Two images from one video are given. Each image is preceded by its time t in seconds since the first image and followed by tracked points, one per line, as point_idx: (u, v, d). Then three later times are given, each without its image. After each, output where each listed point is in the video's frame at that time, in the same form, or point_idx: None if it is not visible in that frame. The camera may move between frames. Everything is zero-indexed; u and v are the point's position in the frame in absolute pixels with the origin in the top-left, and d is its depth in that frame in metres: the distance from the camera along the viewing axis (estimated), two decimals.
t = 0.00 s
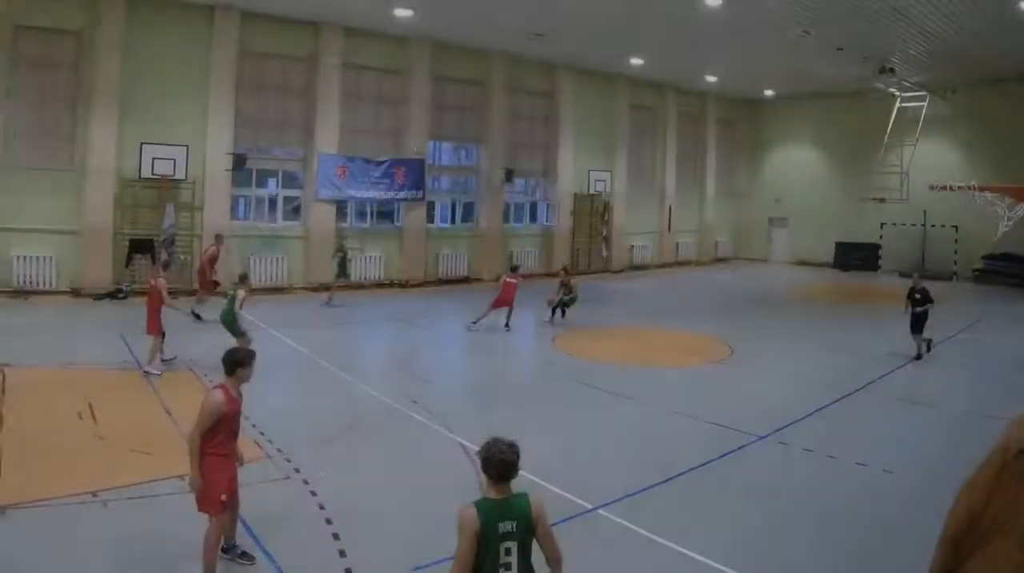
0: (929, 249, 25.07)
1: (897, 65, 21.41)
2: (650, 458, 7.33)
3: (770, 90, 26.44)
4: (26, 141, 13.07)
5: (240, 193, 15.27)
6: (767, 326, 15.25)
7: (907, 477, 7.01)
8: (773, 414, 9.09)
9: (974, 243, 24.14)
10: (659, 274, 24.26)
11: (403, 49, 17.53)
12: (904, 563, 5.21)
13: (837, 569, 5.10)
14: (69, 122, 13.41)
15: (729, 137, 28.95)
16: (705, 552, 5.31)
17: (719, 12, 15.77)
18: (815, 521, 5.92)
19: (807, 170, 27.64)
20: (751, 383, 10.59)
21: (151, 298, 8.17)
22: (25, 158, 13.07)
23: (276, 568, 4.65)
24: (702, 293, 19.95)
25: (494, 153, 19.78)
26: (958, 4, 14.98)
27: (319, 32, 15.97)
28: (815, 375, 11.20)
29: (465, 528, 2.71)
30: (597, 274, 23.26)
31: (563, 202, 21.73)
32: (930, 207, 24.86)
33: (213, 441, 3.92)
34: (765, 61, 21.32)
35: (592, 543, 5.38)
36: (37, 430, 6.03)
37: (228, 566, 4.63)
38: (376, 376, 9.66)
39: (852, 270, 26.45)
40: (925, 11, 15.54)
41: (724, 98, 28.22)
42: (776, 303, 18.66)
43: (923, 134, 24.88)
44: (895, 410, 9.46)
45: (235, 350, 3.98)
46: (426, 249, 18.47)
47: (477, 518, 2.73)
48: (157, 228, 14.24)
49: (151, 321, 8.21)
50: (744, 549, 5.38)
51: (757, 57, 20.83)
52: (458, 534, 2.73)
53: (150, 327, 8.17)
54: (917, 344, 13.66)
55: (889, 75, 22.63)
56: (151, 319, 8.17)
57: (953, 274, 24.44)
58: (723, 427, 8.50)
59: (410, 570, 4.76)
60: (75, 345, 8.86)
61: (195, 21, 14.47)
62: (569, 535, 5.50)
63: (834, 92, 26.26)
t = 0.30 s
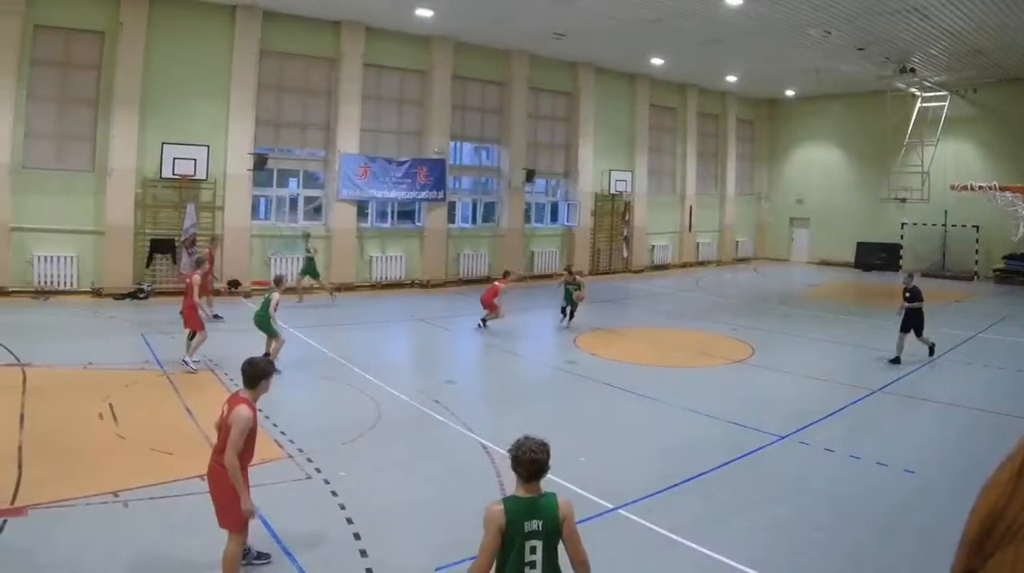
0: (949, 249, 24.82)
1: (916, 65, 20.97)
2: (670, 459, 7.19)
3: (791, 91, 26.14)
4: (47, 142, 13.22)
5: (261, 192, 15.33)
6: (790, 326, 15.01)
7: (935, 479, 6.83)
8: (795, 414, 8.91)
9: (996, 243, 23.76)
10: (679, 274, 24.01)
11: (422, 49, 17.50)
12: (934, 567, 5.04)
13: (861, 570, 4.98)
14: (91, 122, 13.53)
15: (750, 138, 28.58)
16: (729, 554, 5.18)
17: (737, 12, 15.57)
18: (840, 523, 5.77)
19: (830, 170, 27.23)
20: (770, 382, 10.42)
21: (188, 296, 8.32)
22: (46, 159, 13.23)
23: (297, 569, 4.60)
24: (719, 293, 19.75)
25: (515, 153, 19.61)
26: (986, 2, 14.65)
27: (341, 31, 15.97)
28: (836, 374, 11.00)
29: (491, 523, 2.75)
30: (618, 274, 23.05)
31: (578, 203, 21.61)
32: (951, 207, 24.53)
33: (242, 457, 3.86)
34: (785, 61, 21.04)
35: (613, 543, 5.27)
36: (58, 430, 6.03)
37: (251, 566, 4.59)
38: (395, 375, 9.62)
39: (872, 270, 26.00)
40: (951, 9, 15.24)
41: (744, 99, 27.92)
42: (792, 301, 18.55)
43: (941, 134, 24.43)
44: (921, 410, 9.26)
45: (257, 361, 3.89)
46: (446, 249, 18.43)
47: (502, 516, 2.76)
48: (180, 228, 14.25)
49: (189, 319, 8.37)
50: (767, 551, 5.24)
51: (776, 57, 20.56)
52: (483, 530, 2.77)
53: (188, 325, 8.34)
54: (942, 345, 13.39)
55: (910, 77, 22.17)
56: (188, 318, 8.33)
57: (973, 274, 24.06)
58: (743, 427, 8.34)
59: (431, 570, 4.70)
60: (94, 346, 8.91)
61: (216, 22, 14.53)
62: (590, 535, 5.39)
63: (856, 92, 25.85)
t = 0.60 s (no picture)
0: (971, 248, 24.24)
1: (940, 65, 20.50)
2: (690, 459, 7.05)
3: (813, 90, 25.79)
4: (69, 142, 13.31)
5: (283, 192, 15.40)
6: (815, 326, 14.75)
7: (965, 481, 6.64)
8: (816, 414, 8.73)
9: (1018, 243, 23.21)
10: (701, 274, 23.74)
11: (444, 49, 17.46)
12: (967, 570, 4.88)
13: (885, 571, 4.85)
14: (113, 122, 13.60)
15: (771, 138, 28.17)
16: (753, 555, 5.05)
17: (757, 13, 15.38)
18: (865, 524, 5.62)
19: (853, 169, 26.72)
20: (793, 382, 10.22)
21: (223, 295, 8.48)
22: (68, 159, 13.32)
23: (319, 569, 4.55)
24: (740, 293, 19.49)
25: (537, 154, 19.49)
26: None
27: (362, 31, 15.97)
28: (859, 374, 10.78)
29: (516, 520, 2.77)
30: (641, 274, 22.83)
31: (600, 204, 21.46)
32: (972, 207, 23.97)
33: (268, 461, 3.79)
34: (806, 62, 20.70)
35: (634, 543, 5.17)
36: (79, 429, 6.04)
37: (271, 567, 4.54)
38: (415, 375, 9.57)
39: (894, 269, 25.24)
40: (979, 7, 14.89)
41: (767, 98, 27.55)
42: (810, 301, 18.23)
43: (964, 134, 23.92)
44: (949, 410, 9.03)
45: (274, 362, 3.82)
46: (468, 248, 18.37)
47: (528, 513, 2.77)
48: (201, 227, 14.31)
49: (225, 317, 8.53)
50: (791, 552, 5.11)
51: (797, 57, 20.24)
52: (509, 526, 2.79)
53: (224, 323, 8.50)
54: (971, 345, 13.10)
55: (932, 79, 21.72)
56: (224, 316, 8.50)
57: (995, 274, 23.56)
58: (764, 427, 8.18)
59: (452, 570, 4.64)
60: (116, 345, 8.96)
61: (238, 23, 14.59)
62: (611, 535, 5.29)
63: (878, 91, 25.40)
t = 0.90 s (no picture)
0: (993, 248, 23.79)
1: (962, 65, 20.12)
2: (712, 458, 6.90)
3: (836, 90, 25.40)
4: (91, 142, 13.39)
5: (305, 192, 15.46)
6: (840, 325, 14.51)
7: (993, 481, 6.47)
8: (841, 413, 8.56)
9: None
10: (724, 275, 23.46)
11: (466, 48, 17.41)
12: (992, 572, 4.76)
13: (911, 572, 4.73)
14: (135, 121, 13.66)
15: (794, 138, 27.75)
16: (779, 557, 4.91)
17: (780, 13, 15.16)
18: (895, 526, 5.46)
19: (878, 168, 26.22)
20: (818, 382, 10.01)
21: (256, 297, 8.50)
22: (90, 159, 13.40)
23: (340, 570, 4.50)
24: (763, 293, 19.23)
25: (560, 154, 19.39)
26: None
27: (384, 32, 15.97)
28: (885, 373, 10.54)
29: (543, 522, 2.69)
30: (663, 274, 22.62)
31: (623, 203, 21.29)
32: (995, 208, 23.56)
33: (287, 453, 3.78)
34: (829, 62, 20.36)
35: (657, 543, 5.06)
36: (101, 429, 6.04)
37: (293, 567, 4.49)
38: (436, 375, 9.52)
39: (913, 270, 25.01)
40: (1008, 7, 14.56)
41: (789, 98, 27.17)
42: (829, 301, 17.96)
43: (987, 134, 23.52)
44: (975, 409, 8.84)
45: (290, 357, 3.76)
46: (490, 249, 18.32)
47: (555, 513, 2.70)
48: (223, 227, 14.38)
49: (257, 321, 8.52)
50: (817, 553, 4.98)
51: (820, 58, 19.92)
52: (536, 527, 2.71)
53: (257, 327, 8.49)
54: (999, 345, 12.82)
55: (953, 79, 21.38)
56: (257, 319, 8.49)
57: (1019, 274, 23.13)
58: (786, 426, 8.01)
59: (475, 570, 4.58)
60: (137, 345, 9.01)
61: (260, 23, 14.63)
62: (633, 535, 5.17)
63: (900, 91, 25.02)
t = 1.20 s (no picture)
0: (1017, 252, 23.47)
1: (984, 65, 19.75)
2: (733, 458, 6.76)
3: (858, 90, 25.02)
4: (113, 142, 13.47)
5: (326, 192, 15.43)
6: (864, 325, 14.25)
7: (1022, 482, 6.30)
8: (865, 413, 8.38)
9: None
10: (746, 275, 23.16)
11: (487, 48, 17.36)
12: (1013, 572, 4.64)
13: None
14: (156, 120, 13.73)
15: (816, 138, 27.30)
16: (803, 558, 4.78)
17: (803, 13, 14.96)
18: (920, 527, 5.31)
19: (902, 167, 25.74)
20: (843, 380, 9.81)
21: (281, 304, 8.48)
22: (112, 160, 13.47)
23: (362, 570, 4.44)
24: (783, 293, 18.98)
25: (582, 153, 19.27)
26: None
27: (405, 32, 15.96)
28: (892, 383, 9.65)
29: (568, 522, 2.58)
30: (684, 274, 22.39)
31: (645, 203, 21.13)
32: (1017, 207, 23.13)
33: (302, 446, 3.74)
34: (849, 62, 20.05)
35: (679, 542, 4.95)
36: (122, 429, 6.05)
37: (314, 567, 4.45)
38: (457, 375, 9.46)
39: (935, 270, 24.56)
40: None
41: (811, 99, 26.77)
42: (851, 300, 17.69)
43: (1010, 133, 23.09)
44: (1002, 410, 8.63)
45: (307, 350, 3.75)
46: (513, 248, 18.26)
47: (581, 513, 2.59)
48: (245, 227, 14.41)
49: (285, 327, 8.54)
50: (840, 555, 4.84)
51: (842, 58, 19.62)
52: (560, 528, 2.60)
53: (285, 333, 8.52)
54: None
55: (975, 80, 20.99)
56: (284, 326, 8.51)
57: None
58: (808, 427, 7.84)
59: (496, 570, 4.53)
60: (158, 346, 9.05)
61: (282, 23, 14.67)
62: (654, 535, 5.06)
63: (921, 91, 24.61)
